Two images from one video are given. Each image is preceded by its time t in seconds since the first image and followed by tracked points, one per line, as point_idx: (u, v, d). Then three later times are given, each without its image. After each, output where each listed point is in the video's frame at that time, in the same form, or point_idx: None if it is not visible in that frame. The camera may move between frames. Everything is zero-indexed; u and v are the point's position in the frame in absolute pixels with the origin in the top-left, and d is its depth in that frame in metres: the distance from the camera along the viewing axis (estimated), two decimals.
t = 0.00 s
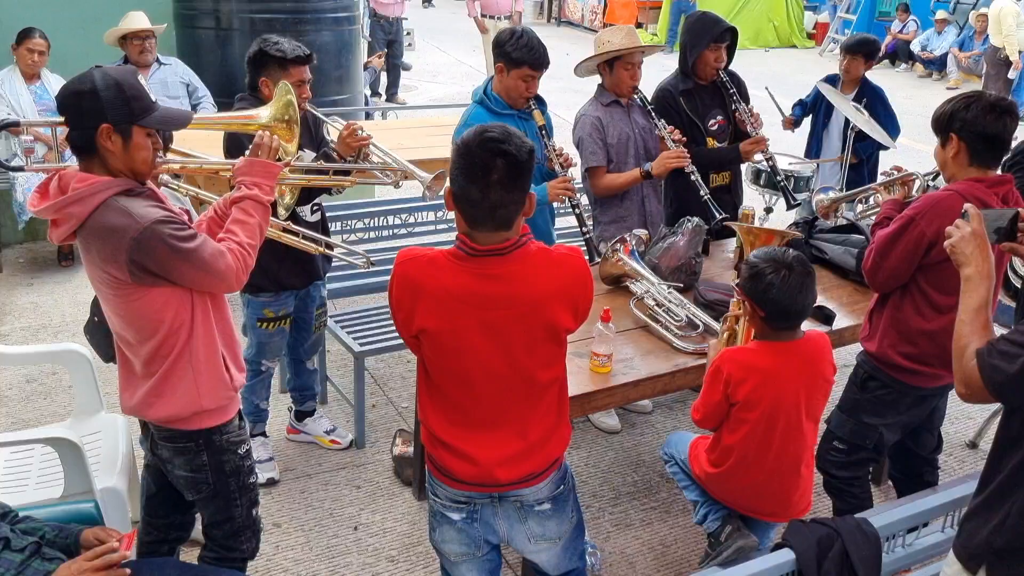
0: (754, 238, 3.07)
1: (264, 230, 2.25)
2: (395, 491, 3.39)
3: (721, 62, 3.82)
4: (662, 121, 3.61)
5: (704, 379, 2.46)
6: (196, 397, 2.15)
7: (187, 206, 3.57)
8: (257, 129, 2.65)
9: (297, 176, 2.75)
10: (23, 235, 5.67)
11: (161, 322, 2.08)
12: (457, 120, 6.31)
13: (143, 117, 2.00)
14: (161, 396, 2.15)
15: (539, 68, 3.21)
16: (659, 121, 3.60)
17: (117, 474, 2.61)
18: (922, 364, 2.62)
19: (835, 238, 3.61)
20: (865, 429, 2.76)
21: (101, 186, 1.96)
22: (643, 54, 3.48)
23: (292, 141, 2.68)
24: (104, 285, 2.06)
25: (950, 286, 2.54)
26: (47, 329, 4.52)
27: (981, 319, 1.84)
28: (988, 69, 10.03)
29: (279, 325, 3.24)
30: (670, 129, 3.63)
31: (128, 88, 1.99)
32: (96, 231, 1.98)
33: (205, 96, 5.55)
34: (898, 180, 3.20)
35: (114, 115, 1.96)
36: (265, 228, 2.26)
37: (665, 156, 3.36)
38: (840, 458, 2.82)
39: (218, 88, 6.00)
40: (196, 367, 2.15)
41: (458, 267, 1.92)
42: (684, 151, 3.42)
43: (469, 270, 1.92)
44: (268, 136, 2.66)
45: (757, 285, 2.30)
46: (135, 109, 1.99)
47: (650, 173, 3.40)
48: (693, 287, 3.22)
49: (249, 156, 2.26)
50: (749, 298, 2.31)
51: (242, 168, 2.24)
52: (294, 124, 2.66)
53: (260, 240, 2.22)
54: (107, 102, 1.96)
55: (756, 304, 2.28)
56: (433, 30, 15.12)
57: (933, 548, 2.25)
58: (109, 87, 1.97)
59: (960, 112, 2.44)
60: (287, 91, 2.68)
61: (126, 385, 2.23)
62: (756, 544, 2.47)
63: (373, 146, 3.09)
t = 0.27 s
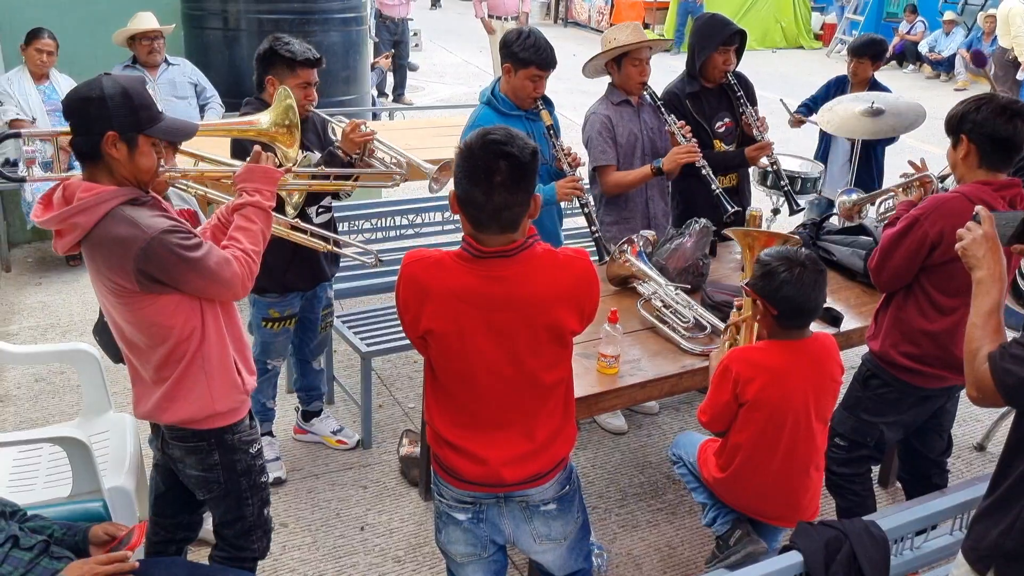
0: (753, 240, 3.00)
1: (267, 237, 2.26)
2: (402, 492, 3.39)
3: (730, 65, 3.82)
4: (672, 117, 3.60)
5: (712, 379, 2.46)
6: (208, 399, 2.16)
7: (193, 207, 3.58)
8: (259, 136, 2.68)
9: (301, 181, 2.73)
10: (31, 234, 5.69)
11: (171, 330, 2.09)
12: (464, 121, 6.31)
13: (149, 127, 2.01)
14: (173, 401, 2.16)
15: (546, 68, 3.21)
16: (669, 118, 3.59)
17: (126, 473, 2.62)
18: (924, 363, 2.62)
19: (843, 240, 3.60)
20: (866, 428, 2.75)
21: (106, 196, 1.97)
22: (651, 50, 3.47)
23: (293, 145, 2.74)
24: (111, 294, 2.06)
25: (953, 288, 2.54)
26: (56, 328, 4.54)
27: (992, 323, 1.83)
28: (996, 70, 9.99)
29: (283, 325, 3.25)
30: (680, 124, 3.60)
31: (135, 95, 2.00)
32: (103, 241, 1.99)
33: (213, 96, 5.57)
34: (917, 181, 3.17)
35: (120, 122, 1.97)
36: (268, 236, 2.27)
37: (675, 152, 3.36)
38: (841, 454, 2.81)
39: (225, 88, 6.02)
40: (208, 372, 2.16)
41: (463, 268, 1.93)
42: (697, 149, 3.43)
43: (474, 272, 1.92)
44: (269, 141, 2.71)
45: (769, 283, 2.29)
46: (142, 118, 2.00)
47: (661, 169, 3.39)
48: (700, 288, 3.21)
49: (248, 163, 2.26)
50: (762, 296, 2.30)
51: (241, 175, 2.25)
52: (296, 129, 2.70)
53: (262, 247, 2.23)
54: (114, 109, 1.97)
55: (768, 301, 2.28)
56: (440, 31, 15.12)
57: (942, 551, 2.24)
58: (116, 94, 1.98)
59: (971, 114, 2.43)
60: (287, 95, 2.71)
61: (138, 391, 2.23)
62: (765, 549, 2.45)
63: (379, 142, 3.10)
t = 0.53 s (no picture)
0: (755, 237, 2.99)
1: (275, 231, 2.26)
2: (405, 492, 3.39)
3: (733, 67, 3.81)
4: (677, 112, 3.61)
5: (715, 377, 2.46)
6: (207, 400, 2.16)
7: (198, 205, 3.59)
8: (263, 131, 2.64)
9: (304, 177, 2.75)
10: (35, 234, 5.70)
11: (169, 330, 2.09)
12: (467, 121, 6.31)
13: (150, 124, 2.01)
14: (173, 401, 2.16)
15: (549, 65, 3.21)
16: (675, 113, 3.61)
17: (129, 474, 2.62)
18: (922, 364, 2.61)
19: (846, 241, 3.60)
20: (867, 427, 2.74)
21: (106, 195, 1.97)
22: (653, 47, 3.48)
23: (297, 140, 2.68)
24: (113, 294, 2.06)
25: (952, 288, 2.53)
26: (59, 328, 4.55)
27: (998, 324, 1.84)
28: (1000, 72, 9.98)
29: (288, 327, 3.26)
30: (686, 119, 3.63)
31: (135, 94, 2.00)
32: (103, 240, 1.99)
33: (216, 97, 5.57)
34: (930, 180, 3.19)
35: (120, 121, 1.97)
36: (275, 231, 2.27)
37: (682, 146, 3.35)
38: (841, 453, 2.80)
39: (228, 88, 6.02)
40: (208, 373, 2.16)
41: (466, 261, 1.92)
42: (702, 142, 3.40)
43: (477, 263, 1.92)
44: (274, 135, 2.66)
45: (774, 281, 2.29)
46: (142, 116, 2.00)
47: (669, 163, 3.37)
48: (704, 289, 3.21)
49: (253, 159, 2.26)
50: (769, 298, 2.28)
51: (249, 170, 2.23)
52: (300, 124, 2.65)
53: (270, 242, 2.23)
54: (114, 110, 1.97)
55: (776, 301, 2.26)
56: (443, 31, 15.12)
57: (946, 553, 2.24)
58: (114, 94, 1.98)
59: (977, 116, 2.42)
60: (290, 90, 2.66)
61: (139, 392, 2.24)
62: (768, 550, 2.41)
63: (382, 137, 3.10)
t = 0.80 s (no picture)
0: (759, 237, 2.99)
1: (280, 226, 2.26)
2: (406, 494, 3.39)
3: (732, 66, 3.81)
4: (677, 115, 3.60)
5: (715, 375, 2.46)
6: (203, 398, 2.16)
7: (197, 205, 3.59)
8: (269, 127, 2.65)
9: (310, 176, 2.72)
10: (36, 236, 5.70)
11: (167, 325, 2.09)
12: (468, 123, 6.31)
13: (153, 118, 2.01)
14: (168, 397, 2.16)
15: (549, 64, 3.20)
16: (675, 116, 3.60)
17: (131, 476, 2.62)
18: (919, 364, 2.62)
19: (848, 242, 3.60)
20: (874, 431, 2.74)
21: (110, 187, 1.98)
22: (655, 50, 3.48)
23: (305, 136, 2.67)
24: (114, 286, 2.06)
25: (950, 289, 2.53)
26: (61, 330, 4.55)
27: (995, 325, 1.84)
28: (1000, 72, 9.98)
29: (290, 330, 3.26)
30: (686, 121, 3.63)
31: (137, 90, 2.00)
32: (106, 232, 2.00)
33: (217, 98, 5.57)
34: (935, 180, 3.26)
35: (122, 118, 1.97)
36: (281, 225, 2.27)
37: (680, 149, 3.35)
38: (846, 456, 2.80)
39: (229, 90, 6.02)
40: (203, 372, 2.16)
41: (469, 267, 1.92)
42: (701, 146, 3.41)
43: (481, 270, 1.92)
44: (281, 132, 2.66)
45: (776, 284, 2.29)
46: (144, 111, 1.99)
47: (667, 165, 3.37)
48: (706, 290, 3.21)
49: (262, 153, 2.26)
50: (769, 299, 2.29)
51: (255, 165, 2.24)
52: (307, 119, 2.65)
53: (275, 236, 2.23)
54: (116, 106, 1.97)
55: (776, 303, 2.27)
56: (444, 33, 15.12)
57: (948, 555, 2.24)
58: (116, 90, 1.98)
59: (977, 117, 2.42)
60: (298, 86, 2.69)
61: (133, 388, 2.23)
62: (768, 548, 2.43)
63: (385, 133, 3.10)
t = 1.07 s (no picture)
0: (764, 235, 3.00)
1: (279, 239, 2.26)
2: (408, 495, 3.39)
3: (734, 67, 3.81)
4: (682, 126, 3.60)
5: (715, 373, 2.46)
6: (206, 402, 2.16)
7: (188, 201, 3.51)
8: (275, 139, 2.66)
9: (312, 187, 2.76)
10: (37, 238, 5.70)
11: (168, 328, 2.09)
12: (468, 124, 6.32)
13: (169, 129, 2.02)
14: (171, 401, 2.16)
15: (553, 71, 3.21)
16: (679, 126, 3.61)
17: (133, 477, 2.62)
18: (908, 365, 2.62)
19: (849, 244, 3.60)
20: (872, 435, 2.73)
21: (116, 189, 1.98)
22: (665, 59, 3.47)
23: (309, 150, 2.69)
24: (116, 288, 2.06)
25: (935, 290, 2.53)
26: (62, 331, 4.55)
27: (989, 324, 1.83)
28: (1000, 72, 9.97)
29: (292, 331, 3.26)
30: (689, 133, 3.61)
31: (159, 99, 2.01)
32: (109, 234, 2.00)
33: (217, 100, 5.58)
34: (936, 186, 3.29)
35: (139, 125, 1.98)
36: (280, 237, 2.27)
37: (686, 159, 3.43)
38: (852, 460, 2.81)
39: (230, 92, 6.03)
40: (205, 374, 2.16)
41: (471, 279, 1.93)
42: (706, 159, 3.50)
43: (482, 282, 1.92)
44: (285, 145, 2.67)
45: (778, 284, 2.28)
46: (161, 120, 2.01)
47: (671, 176, 3.44)
48: (706, 292, 3.21)
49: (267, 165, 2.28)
50: (771, 299, 2.28)
51: (258, 176, 2.25)
52: (313, 133, 2.66)
53: (274, 249, 2.23)
54: (132, 110, 1.97)
55: (777, 304, 2.26)
56: (444, 34, 15.12)
57: (950, 556, 2.23)
58: (136, 95, 1.99)
59: (966, 116, 2.42)
60: (305, 100, 2.69)
61: (137, 393, 2.23)
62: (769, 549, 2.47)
63: (382, 143, 3.09)
